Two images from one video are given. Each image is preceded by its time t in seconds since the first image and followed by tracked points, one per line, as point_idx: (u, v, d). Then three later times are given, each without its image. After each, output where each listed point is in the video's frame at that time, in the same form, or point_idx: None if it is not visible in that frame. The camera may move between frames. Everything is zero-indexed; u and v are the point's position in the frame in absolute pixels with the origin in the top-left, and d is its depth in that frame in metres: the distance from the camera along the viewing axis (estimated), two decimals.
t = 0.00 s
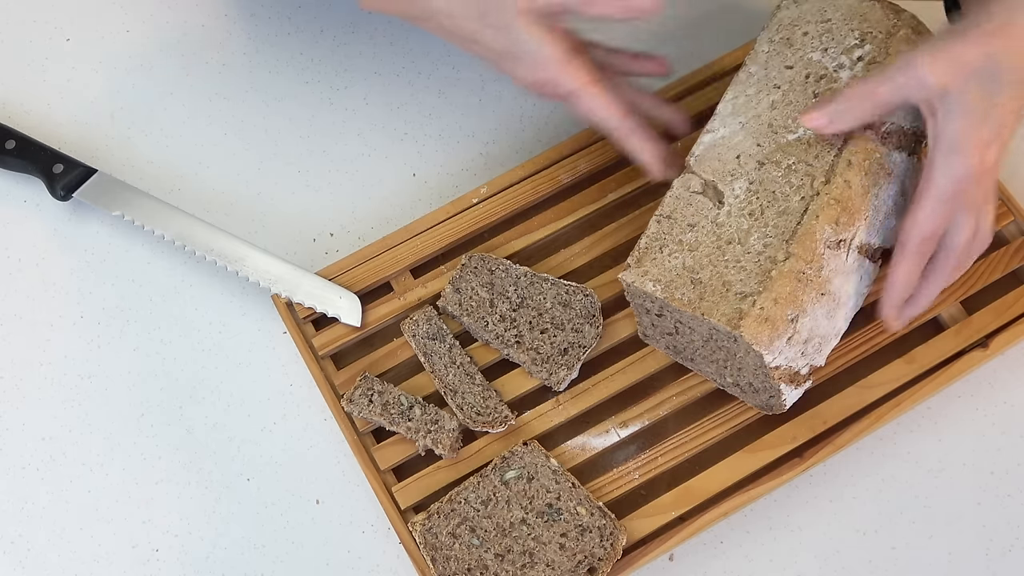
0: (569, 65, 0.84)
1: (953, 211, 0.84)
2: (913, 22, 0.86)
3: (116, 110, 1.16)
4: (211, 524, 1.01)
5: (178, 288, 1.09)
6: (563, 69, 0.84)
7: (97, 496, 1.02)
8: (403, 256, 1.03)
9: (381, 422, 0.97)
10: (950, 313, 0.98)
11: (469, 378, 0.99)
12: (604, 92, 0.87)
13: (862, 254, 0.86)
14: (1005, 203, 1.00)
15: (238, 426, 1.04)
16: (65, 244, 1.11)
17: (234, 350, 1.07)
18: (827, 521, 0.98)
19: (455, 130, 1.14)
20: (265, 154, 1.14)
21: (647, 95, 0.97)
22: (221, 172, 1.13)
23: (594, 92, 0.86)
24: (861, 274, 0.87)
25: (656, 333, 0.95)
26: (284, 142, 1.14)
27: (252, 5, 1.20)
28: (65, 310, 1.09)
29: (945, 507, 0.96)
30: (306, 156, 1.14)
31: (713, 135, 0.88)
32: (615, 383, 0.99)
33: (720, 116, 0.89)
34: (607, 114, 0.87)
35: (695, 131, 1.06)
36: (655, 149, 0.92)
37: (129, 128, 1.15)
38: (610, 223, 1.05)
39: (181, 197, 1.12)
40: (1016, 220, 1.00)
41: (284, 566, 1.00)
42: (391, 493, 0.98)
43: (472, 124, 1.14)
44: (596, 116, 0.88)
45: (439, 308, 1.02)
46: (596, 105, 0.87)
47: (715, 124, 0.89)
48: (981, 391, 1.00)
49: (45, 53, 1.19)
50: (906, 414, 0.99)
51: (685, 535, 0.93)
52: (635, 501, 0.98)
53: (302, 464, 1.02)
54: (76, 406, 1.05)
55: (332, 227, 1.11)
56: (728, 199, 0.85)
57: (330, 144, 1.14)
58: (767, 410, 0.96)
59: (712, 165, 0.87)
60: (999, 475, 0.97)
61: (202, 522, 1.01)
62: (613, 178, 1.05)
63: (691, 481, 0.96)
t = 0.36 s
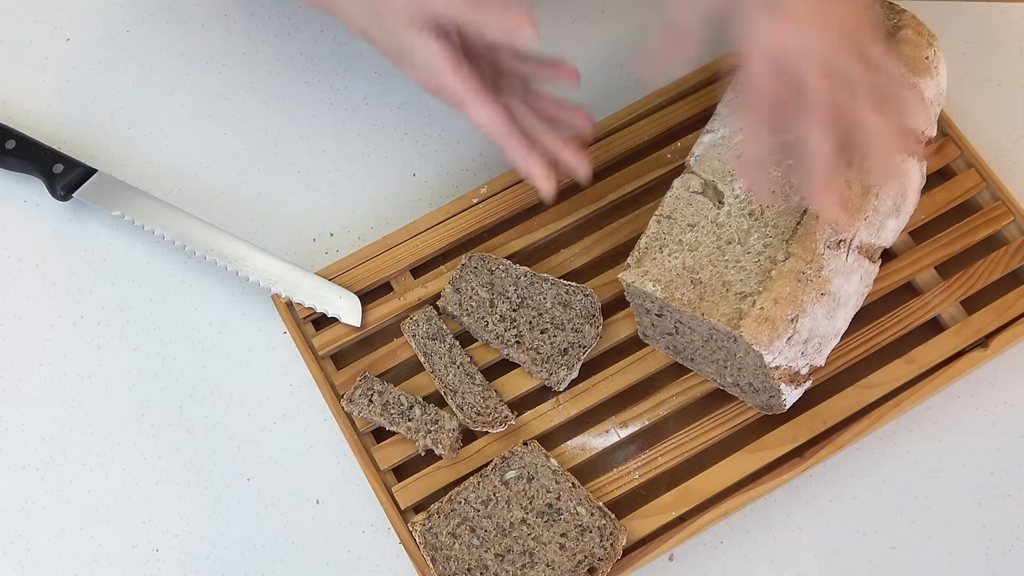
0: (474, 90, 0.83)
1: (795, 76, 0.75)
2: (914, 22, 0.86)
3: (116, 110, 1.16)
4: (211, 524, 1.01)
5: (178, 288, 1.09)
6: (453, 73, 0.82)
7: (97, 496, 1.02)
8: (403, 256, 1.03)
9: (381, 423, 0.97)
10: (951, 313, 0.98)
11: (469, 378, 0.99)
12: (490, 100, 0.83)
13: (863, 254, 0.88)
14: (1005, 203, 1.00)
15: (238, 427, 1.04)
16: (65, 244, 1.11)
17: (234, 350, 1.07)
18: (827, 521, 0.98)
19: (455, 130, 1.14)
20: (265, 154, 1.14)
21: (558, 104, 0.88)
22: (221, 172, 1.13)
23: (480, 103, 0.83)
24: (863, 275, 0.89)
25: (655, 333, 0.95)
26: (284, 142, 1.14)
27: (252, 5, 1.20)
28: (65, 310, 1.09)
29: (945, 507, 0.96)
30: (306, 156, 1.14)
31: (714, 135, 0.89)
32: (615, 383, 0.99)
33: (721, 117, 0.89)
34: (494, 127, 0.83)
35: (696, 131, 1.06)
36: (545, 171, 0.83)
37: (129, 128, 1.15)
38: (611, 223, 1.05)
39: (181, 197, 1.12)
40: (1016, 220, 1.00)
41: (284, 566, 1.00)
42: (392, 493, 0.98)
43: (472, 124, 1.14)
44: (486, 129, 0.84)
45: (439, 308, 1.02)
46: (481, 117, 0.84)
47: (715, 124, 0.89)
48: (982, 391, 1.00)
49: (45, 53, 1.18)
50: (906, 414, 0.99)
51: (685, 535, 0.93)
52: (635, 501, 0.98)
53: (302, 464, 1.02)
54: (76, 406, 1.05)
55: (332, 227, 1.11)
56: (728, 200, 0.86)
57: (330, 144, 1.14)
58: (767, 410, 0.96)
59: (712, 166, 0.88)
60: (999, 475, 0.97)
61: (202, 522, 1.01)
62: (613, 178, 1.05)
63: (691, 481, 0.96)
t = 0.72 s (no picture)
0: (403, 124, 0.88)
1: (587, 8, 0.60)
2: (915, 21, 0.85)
3: (116, 110, 1.16)
4: (211, 524, 1.01)
5: (178, 288, 1.09)
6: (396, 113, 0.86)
7: (97, 496, 1.02)
8: (403, 256, 1.03)
9: (381, 423, 0.97)
10: (951, 313, 0.98)
11: (469, 378, 0.99)
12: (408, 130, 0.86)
13: (863, 254, 0.87)
14: (1005, 203, 1.00)
15: (238, 427, 1.04)
16: (66, 243, 1.11)
17: (234, 350, 1.07)
18: (827, 521, 0.98)
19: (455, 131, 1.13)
20: (265, 154, 1.14)
21: (475, 170, 0.85)
22: (221, 172, 1.13)
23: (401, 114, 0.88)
24: (863, 275, 0.88)
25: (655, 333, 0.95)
26: (283, 142, 1.14)
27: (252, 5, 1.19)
28: (65, 310, 1.09)
29: (945, 507, 0.96)
30: (306, 156, 1.14)
31: (714, 135, 0.89)
32: (615, 383, 0.99)
33: (721, 117, 0.89)
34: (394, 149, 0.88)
35: (695, 131, 1.06)
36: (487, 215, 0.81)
37: (129, 128, 1.15)
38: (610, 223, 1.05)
39: (181, 197, 1.12)
40: (1016, 220, 1.00)
41: (284, 566, 1.00)
42: (392, 493, 0.98)
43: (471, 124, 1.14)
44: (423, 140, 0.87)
45: (439, 308, 1.02)
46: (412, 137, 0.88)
47: (715, 124, 0.89)
48: (982, 391, 1.00)
49: (45, 53, 1.18)
50: (906, 414, 0.99)
51: (685, 535, 0.93)
52: (635, 501, 0.98)
53: (302, 464, 1.02)
54: (76, 406, 1.05)
55: (332, 227, 1.11)
56: (728, 199, 0.86)
57: (330, 144, 1.14)
58: (767, 410, 0.96)
59: (712, 165, 0.87)
60: (1000, 474, 0.97)
61: (202, 522, 1.01)
62: (613, 178, 1.05)
63: (691, 481, 0.96)
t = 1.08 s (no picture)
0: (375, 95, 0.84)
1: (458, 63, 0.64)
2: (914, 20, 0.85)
3: (116, 110, 1.16)
4: (211, 524, 1.01)
5: (178, 288, 1.09)
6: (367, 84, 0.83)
7: (96, 496, 1.02)
8: (403, 256, 1.03)
9: (381, 423, 0.97)
10: (951, 313, 0.98)
11: (469, 378, 0.99)
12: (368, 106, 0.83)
13: (863, 253, 0.87)
14: (1004, 203, 1.00)
15: (238, 427, 1.04)
16: (66, 244, 1.11)
17: (234, 350, 1.07)
18: (827, 521, 0.98)
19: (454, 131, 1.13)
20: (265, 154, 1.14)
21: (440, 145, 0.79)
22: (221, 172, 1.13)
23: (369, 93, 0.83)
24: (863, 275, 0.88)
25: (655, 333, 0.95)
26: (283, 142, 1.14)
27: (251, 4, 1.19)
28: (65, 310, 1.08)
29: (944, 507, 0.96)
30: (306, 156, 1.14)
31: (714, 135, 0.89)
32: (616, 383, 0.99)
33: (721, 117, 0.89)
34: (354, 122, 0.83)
35: (695, 131, 1.06)
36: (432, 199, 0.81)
37: (129, 128, 1.15)
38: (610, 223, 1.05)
39: (181, 197, 1.12)
40: (1016, 220, 1.00)
41: (284, 566, 1.00)
42: (392, 493, 0.98)
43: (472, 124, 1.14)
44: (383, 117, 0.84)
45: (439, 308, 1.02)
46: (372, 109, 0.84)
47: (715, 124, 0.89)
48: (982, 391, 1.00)
49: (46, 53, 1.18)
50: (906, 414, 0.99)
51: (684, 535, 0.93)
52: (635, 501, 0.98)
53: (302, 464, 1.03)
54: (76, 406, 1.05)
55: (332, 227, 1.11)
56: (728, 199, 0.86)
57: (330, 144, 1.14)
58: (767, 410, 0.96)
59: (712, 166, 0.87)
60: (1000, 474, 0.97)
61: (201, 522, 1.01)
62: (613, 177, 1.05)
63: (691, 481, 0.96)
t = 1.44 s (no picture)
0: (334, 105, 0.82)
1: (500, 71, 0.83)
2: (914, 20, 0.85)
3: (116, 110, 1.16)
4: (211, 524, 1.01)
5: (179, 288, 1.09)
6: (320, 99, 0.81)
7: (97, 496, 1.02)
8: (403, 256, 1.03)
9: (381, 423, 0.97)
10: (951, 313, 0.98)
11: (469, 378, 0.99)
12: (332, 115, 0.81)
13: (864, 253, 0.87)
14: (1004, 203, 1.00)
15: (238, 427, 1.04)
16: (66, 243, 1.11)
17: (234, 351, 1.07)
18: (827, 521, 0.98)
19: (454, 131, 1.13)
20: (265, 154, 1.14)
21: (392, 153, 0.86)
22: (221, 172, 1.13)
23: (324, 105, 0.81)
24: (863, 275, 0.88)
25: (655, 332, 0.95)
26: (283, 142, 1.14)
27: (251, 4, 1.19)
28: (65, 310, 1.08)
29: (944, 507, 0.96)
30: (306, 155, 1.14)
31: (714, 135, 0.89)
32: (616, 383, 0.99)
33: (721, 117, 0.89)
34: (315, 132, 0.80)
35: (695, 131, 1.06)
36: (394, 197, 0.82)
37: (129, 128, 1.15)
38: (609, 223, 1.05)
39: (181, 197, 1.12)
40: (1016, 220, 1.00)
41: (284, 566, 1.00)
42: (391, 493, 0.98)
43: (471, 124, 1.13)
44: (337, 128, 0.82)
45: (439, 308, 1.02)
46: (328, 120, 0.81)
47: (715, 124, 0.89)
48: (981, 391, 1.00)
49: (45, 53, 1.18)
50: (906, 414, 0.99)
51: (684, 535, 0.93)
52: (635, 501, 0.98)
53: (302, 464, 1.03)
54: (76, 406, 1.05)
55: (332, 227, 1.11)
56: (727, 199, 0.86)
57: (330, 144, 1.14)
58: (767, 410, 0.96)
59: (712, 166, 0.87)
60: (1000, 474, 0.97)
61: (201, 522, 1.01)
62: (613, 177, 1.05)
63: (691, 481, 0.96)
